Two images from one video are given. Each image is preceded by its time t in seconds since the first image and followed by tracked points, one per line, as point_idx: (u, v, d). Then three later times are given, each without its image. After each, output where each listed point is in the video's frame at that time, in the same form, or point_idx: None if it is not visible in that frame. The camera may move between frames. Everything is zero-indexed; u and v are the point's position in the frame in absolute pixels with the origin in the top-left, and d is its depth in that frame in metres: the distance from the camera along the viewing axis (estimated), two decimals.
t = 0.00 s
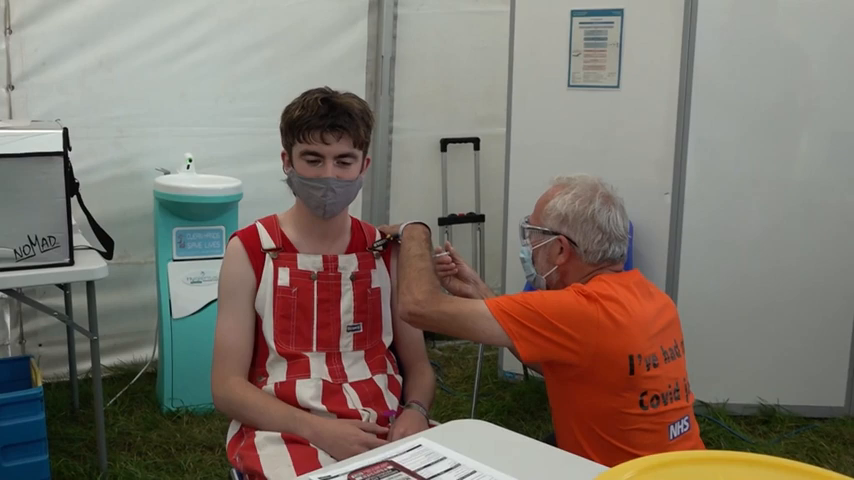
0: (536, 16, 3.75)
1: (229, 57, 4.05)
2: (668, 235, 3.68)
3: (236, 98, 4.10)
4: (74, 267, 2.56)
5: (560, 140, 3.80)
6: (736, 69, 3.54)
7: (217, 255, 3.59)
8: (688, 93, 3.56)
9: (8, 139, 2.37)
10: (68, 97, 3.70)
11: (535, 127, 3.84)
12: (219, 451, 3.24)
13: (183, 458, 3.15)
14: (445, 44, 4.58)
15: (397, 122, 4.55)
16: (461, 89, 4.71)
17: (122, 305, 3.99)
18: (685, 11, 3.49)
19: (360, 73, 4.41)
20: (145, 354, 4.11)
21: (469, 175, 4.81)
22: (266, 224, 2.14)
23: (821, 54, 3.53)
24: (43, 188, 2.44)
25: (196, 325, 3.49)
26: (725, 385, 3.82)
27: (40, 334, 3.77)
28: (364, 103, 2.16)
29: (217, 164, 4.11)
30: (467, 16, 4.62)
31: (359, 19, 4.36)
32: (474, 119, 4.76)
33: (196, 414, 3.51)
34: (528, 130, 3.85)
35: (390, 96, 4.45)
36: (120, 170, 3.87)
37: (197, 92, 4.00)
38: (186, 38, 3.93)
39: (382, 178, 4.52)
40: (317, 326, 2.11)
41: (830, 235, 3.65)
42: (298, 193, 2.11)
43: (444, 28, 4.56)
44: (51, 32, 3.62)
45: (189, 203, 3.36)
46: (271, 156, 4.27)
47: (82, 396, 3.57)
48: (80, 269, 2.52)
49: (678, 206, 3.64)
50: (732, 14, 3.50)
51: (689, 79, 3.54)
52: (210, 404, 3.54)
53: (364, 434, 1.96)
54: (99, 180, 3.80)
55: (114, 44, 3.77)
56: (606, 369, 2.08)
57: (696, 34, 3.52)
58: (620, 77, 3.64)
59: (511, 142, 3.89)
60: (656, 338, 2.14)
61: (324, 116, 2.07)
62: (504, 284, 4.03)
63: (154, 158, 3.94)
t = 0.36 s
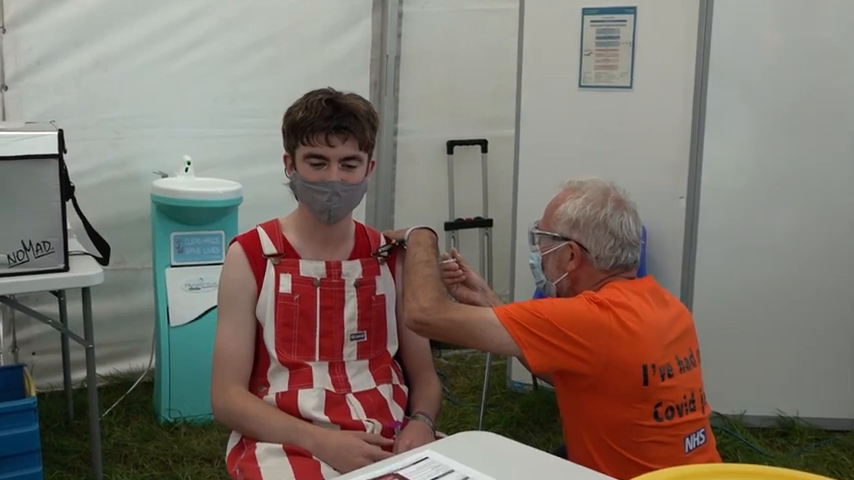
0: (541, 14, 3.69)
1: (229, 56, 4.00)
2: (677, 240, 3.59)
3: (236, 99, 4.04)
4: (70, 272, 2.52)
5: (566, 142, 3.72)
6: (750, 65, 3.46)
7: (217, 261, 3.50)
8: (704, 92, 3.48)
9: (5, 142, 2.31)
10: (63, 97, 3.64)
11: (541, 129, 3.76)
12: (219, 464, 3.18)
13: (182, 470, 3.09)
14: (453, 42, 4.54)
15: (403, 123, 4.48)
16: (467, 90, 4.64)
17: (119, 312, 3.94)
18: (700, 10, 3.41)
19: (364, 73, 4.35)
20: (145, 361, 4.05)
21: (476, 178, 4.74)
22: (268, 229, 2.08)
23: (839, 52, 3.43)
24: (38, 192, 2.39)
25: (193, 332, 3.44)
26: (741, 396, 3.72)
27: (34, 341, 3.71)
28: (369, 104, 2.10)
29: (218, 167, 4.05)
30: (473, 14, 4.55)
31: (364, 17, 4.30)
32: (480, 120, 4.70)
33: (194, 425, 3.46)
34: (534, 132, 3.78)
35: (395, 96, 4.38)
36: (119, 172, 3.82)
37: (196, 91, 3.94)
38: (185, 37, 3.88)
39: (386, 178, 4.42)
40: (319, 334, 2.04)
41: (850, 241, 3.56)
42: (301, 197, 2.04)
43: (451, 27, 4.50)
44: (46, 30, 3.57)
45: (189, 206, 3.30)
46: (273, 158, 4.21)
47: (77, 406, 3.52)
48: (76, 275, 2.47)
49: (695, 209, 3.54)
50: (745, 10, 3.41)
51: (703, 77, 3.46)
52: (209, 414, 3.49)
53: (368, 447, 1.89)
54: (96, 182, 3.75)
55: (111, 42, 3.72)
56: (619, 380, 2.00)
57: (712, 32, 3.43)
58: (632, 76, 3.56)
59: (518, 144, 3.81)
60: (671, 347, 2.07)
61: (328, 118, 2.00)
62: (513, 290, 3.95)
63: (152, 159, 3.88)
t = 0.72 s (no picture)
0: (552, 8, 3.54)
1: (229, 53, 3.85)
2: (689, 241, 3.48)
3: (234, 97, 3.90)
4: (62, 277, 2.44)
5: (574, 139, 3.59)
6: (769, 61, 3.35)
7: (214, 265, 3.43)
8: (719, 88, 3.37)
9: None
10: (55, 94, 3.54)
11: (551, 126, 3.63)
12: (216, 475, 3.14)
13: None
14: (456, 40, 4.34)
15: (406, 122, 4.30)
16: (474, 88, 4.45)
17: (114, 318, 3.82)
18: (714, 10, 3.32)
19: (366, 70, 4.17)
20: (140, 367, 3.93)
21: (483, 177, 4.54)
22: (267, 231, 2.01)
23: None
24: (32, 193, 2.34)
25: (190, 338, 3.35)
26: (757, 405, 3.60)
27: (25, 349, 3.63)
28: (372, 103, 2.02)
29: (216, 167, 3.90)
30: (479, 9, 4.35)
31: (365, 12, 4.13)
32: (487, 118, 4.50)
33: (190, 436, 3.39)
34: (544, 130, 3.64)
35: (399, 94, 4.22)
36: (115, 172, 3.71)
37: (191, 89, 3.80)
38: (184, 33, 3.75)
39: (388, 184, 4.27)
40: (320, 341, 1.98)
41: None
42: (302, 199, 1.97)
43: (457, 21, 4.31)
44: (38, 26, 3.47)
45: (186, 209, 3.22)
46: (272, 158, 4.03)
47: (70, 414, 3.46)
48: (68, 279, 2.39)
49: (709, 212, 3.44)
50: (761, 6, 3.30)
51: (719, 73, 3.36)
52: (206, 424, 3.41)
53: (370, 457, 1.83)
54: (89, 183, 3.65)
55: (104, 40, 3.60)
56: (631, 387, 1.93)
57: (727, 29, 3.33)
58: (644, 73, 3.44)
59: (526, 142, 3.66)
60: (685, 354, 2.00)
61: (329, 117, 1.94)
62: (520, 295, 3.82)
63: (147, 159, 3.75)
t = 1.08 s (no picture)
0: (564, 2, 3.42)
1: (227, 49, 3.64)
2: (706, 243, 3.34)
3: (231, 95, 3.68)
4: (55, 282, 2.39)
5: (586, 136, 3.45)
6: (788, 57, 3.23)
7: (211, 270, 3.30)
8: (734, 86, 3.25)
9: None
10: (45, 94, 3.34)
11: (561, 124, 3.49)
12: None
13: None
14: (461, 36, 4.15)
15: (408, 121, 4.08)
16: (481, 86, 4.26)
17: (107, 328, 3.62)
18: (728, 9, 3.20)
19: (368, 66, 3.93)
20: (136, 375, 3.72)
21: (489, 177, 4.38)
22: (267, 235, 1.94)
23: None
24: (24, 197, 2.29)
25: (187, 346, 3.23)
26: (776, 414, 3.46)
27: (14, 358, 3.49)
28: (376, 102, 1.95)
29: (211, 168, 3.68)
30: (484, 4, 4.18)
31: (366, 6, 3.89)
32: (493, 116, 4.33)
33: (187, 446, 3.26)
34: (557, 127, 3.49)
35: (402, 92, 3.99)
36: (110, 175, 3.51)
37: (189, 87, 3.60)
38: (179, 30, 3.54)
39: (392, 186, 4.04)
40: (322, 348, 1.91)
41: None
42: (303, 202, 1.91)
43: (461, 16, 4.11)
44: (29, 24, 3.29)
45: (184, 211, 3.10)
46: (271, 159, 3.79)
47: (63, 426, 3.37)
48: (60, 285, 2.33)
49: (723, 214, 3.31)
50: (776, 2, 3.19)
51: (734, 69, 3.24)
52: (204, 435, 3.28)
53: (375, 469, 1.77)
54: (82, 186, 3.45)
55: (98, 37, 3.41)
56: (644, 395, 1.87)
57: (742, 22, 3.21)
58: (657, 69, 3.32)
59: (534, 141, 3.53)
60: (701, 361, 1.93)
61: (331, 118, 1.87)
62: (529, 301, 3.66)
63: (141, 161, 3.55)
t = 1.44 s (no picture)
0: None
1: (224, 44, 3.50)
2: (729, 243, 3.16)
3: (229, 91, 3.53)
4: (44, 288, 2.30)
5: (598, 136, 3.26)
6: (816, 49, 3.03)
7: (207, 274, 3.13)
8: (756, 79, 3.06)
9: None
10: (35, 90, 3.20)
11: (574, 121, 3.28)
12: None
13: None
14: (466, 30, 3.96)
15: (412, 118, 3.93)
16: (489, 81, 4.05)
17: (99, 334, 3.46)
18: None
19: (372, 61, 3.80)
20: (127, 385, 3.58)
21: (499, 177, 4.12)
22: (266, 238, 1.85)
23: None
24: (12, 198, 2.22)
25: (184, 354, 3.06)
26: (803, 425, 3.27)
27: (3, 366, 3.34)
28: (381, 98, 1.87)
29: (206, 168, 3.54)
30: None
31: None
32: (502, 113, 4.10)
33: (182, 460, 3.08)
34: (568, 127, 3.28)
35: (406, 87, 3.85)
36: (98, 175, 3.35)
37: (181, 83, 3.44)
38: (173, 24, 3.39)
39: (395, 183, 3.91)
40: (324, 356, 1.82)
41: None
42: (304, 203, 1.82)
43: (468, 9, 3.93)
44: (17, 17, 3.14)
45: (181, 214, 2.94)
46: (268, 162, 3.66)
47: (52, 438, 3.22)
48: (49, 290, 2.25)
49: (745, 212, 3.12)
50: None
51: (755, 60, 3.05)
52: (200, 448, 3.10)
53: None
54: (71, 186, 3.29)
55: (89, 30, 3.26)
56: (663, 406, 1.78)
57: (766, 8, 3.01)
58: (674, 63, 3.14)
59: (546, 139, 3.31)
60: (724, 370, 1.83)
61: (333, 114, 1.78)
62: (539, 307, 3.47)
63: (132, 162, 3.40)
